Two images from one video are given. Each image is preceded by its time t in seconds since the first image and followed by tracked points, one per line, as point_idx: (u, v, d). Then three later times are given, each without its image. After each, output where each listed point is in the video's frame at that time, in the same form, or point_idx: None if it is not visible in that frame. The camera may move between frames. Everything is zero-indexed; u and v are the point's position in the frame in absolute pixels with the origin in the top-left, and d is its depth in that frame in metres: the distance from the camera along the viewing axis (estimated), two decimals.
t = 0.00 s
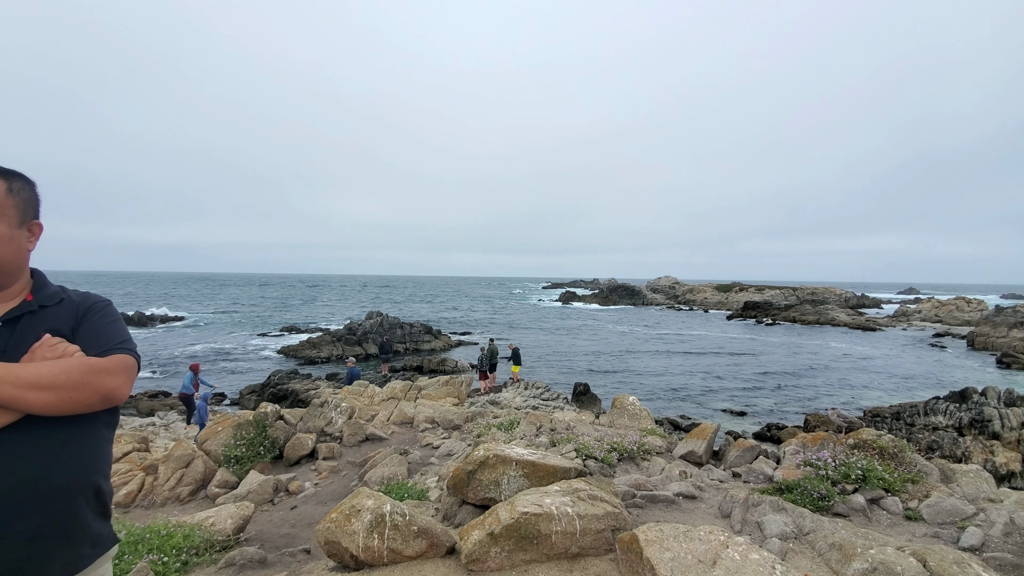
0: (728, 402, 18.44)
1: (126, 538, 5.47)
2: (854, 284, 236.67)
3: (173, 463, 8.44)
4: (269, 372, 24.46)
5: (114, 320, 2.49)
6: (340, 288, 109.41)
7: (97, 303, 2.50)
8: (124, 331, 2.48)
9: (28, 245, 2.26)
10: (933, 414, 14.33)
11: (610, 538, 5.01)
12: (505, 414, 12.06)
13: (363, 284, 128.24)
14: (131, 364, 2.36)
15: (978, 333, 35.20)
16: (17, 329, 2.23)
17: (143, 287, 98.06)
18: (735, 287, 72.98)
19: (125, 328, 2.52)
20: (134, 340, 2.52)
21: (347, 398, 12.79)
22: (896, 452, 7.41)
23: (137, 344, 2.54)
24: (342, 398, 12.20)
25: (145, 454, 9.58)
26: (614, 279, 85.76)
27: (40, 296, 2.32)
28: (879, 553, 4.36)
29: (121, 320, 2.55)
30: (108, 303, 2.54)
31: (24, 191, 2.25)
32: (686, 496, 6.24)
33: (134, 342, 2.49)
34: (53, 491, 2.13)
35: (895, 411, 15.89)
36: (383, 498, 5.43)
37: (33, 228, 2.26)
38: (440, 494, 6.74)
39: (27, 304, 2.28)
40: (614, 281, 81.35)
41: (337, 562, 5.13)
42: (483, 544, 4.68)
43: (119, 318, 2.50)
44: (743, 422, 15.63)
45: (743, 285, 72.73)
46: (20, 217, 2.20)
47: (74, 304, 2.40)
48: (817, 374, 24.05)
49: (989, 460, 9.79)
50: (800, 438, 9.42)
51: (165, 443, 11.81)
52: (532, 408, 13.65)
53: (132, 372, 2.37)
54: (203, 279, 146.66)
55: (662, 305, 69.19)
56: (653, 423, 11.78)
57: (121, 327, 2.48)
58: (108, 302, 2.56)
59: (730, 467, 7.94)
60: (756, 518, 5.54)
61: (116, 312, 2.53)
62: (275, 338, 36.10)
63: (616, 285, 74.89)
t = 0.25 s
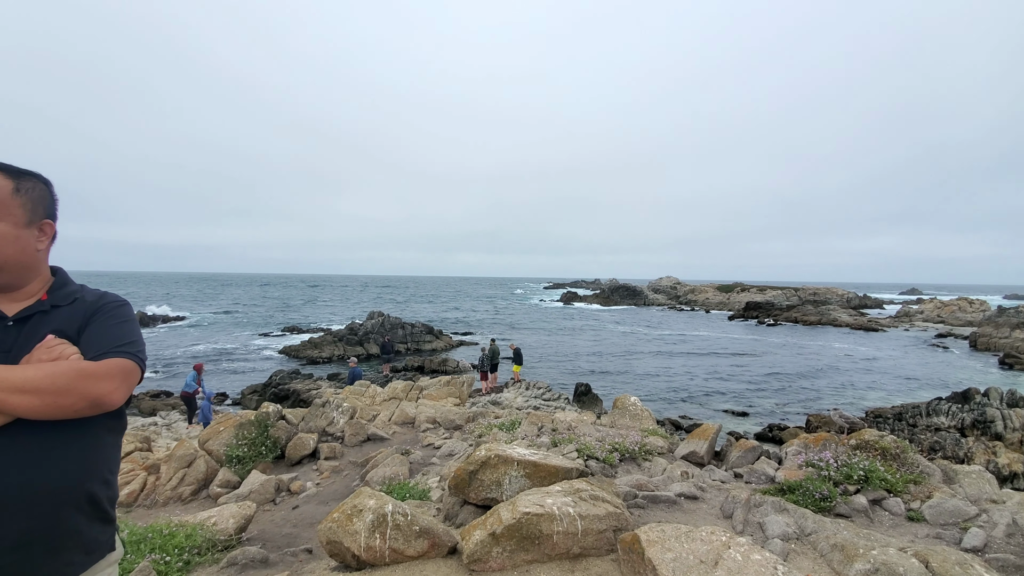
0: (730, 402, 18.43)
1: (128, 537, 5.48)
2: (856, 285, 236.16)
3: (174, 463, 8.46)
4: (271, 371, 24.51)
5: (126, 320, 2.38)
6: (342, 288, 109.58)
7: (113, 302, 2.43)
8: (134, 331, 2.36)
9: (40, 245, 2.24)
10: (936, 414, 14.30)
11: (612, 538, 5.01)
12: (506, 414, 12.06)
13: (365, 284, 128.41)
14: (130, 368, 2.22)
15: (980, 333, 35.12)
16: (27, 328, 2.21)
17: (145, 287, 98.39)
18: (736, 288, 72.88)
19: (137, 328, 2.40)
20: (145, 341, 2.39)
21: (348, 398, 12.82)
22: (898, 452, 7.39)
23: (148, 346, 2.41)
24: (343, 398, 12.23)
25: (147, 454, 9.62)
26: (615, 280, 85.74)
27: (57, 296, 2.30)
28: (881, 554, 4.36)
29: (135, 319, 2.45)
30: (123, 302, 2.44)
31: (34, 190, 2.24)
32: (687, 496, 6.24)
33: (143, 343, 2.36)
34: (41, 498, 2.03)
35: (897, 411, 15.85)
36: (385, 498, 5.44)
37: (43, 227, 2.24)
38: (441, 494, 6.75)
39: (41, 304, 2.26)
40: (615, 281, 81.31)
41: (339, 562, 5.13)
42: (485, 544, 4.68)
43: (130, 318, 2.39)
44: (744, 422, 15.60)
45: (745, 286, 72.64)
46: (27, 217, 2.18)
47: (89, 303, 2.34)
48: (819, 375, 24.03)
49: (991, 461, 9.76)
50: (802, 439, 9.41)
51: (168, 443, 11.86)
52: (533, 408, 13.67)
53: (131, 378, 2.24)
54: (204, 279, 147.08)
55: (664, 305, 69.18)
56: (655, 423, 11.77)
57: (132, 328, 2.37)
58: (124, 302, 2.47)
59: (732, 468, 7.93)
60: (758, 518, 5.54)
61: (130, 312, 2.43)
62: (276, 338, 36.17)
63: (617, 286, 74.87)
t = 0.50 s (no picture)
0: (732, 402, 18.40)
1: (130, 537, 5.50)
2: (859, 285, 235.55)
3: (177, 463, 8.49)
4: (273, 372, 24.56)
5: (133, 325, 2.34)
6: (344, 288, 109.63)
7: (123, 305, 2.40)
8: (138, 337, 2.31)
9: (48, 246, 2.23)
10: (939, 415, 14.26)
11: (613, 539, 5.01)
12: (508, 415, 12.06)
13: (367, 285, 128.51)
14: (122, 377, 2.16)
15: (984, 334, 34.99)
16: (33, 329, 2.21)
17: (148, 287, 98.64)
18: (738, 288, 72.74)
19: (142, 333, 2.35)
20: (148, 348, 2.33)
21: (350, 398, 12.83)
22: (901, 453, 7.37)
23: (152, 353, 2.36)
24: (346, 398, 12.24)
25: (150, 453, 9.65)
26: (617, 280, 85.61)
27: (68, 296, 2.30)
28: (884, 555, 4.35)
29: (142, 324, 2.40)
30: (133, 306, 2.41)
31: (43, 192, 2.24)
32: (689, 497, 6.23)
33: (144, 351, 2.30)
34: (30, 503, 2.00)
35: (900, 412, 15.81)
36: (387, 498, 5.45)
37: (52, 229, 2.23)
38: (443, 494, 6.75)
39: (50, 305, 2.26)
40: (617, 281, 81.23)
41: (341, 562, 5.14)
42: (487, 544, 4.68)
43: (136, 323, 2.34)
44: (747, 423, 15.57)
45: (747, 286, 72.52)
46: (33, 218, 2.17)
47: (97, 304, 2.31)
48: (821, 376, 23.95)
49: (994, 462, 9.73)
50: (805, 439, 9.40)
51: (170, 443, 11.89)
52: (535, 409, 13.67)
53: (123, 388, 2.18)
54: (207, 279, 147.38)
55: (666, 306, 69.07)
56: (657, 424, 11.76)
57: (137, 333, 2.32)
58: (135, 305, 2.43)
59: (734, 469, 7.92)
60: (760, 519, 5.53)
61: (138, 317, 2.39)
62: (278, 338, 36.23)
63: (619, 286, 74.79)
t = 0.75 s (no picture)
0: (734, 403, 18.38)
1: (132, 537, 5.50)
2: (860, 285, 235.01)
3: (179, 463, 8.50)
4: (275, 372, 24.59)
5: (137, 328, 2.32)
6: (345, 289, 109.67)
7: (127, 307, 2.37)
8: (138, 341, 2.27)
9: (51, 246, 2.22)
10: (941, 415, 14.23)
11: (615, 539, 5.00)
12: (509, 415, 12.07)
13: (367, 285, 128.67)
14: (113, 384, 2.11)
15: (986, 334, 34.89)
16: (36, 330, 2.22)
17: (150, 288, 98.76)
18: (740, 288, 72.69)
19: (144, 336, 2.31)
20: (149, 352, 2.28)
21: (352, 398, 12.83)
22: (903, 454, 7.36)
23: (152, 358, 2.31)
24: (347, 398, 12.25)
25: (151, 454, 9.68)
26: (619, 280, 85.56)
27: (73, 297, 2.30)
28: (887, 556, 4.33)
29: (145, 327, 2.37)
30: (137, 309, 2.38)
31: (49, 192, 2.24)
32: (691, 497, 6.22)
33: (144, 355, 2.26)
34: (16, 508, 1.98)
35: (902, 413, 15.78)
36: (388, 498, 5.45)
37: (53, 230, 2.22)
38: (445, 495, 6.75)
39: (54, 307, 2.27)
40: (618, 282, 81.22)
41: (343, 562, 5.14)
42: (488, 544, 4.68)
43: (138, 326, 2.30)
44: (748, 424, 15.55)
45: (749, 287, 72.43)
46: (34, 218, 2.17)
47: (99, 306, 2.29)
48: (823, 377, 23.90)
49: (997, 463, 9.70)
50: (807, 440, 9.39)
51: (172, 443, 11.91)
52: (536, 409, 13.67)
53: (115, 395, 2.14)
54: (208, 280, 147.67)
55: (667, 306, 69.02)
56: (659, 425, 11.75)
57: (139, 337, 2.29)
58: (139, 308, 2.40)
59: (735, 469, 7.91)
60: (762, 520, 5.52)
61: (141, 320, 2.36)
62: (280, 338, 36.26)
63: (620, 287, 74.74)
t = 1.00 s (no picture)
0: (735, 404, 18.36)
1: (134, 538, 5.51)
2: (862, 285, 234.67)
3: (181, 463, 8.51)
4: (276, 372, 24.63)
5: (132, 330, 2.27)
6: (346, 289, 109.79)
7: (125, 307, 2.34)
8: (132, 342, 2.23)
9: (41, 246, 2.21)
10: (943, 416, 14.20)
11: (617, 540, 4.99)
12: (511, 415, 12.08)
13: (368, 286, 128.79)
14: (100, 387, 2.07)
15: (989, 334, 34.82)
16: (32, 330, 2.23)
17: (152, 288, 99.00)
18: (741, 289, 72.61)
19: (138, 338, 2.27)
20: (141, 354, 2.23)
21: (353, 399, 12.85)
22: (906, 455, 7.34)
23: (146, 360, 2.27)
24: (348, 399, 12.26)
25: (153, 454, 9.70)
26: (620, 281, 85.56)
27: (71, 297, 2.30)
28: (889, 557, 4.32)
29: (143, 329, 2.33)
30: (133, 310, 2.33)
31: (39, 191, 2.23)
32: (693, 498, 6.22)
33: (135, 357, 2.21)
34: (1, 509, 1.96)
35: (905, 413, 15.75)
36: (390, 499, 5.45)
37: (42, 229, 2.21)
38: (446, 495, 6.75)
39: (51, 307, 2.27)
40: (619, 282, 81.19)
41: (344, 563, 5.14)
42: (490, 545, 4.68)
43: (132, 328, 2.26)
44: (750, 424, 15.54)
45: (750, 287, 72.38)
46: (22, 217, 2.16)
47: (94, 307, 2.27)
48: (825, 377, 23.87)
49: (999, 463, 9.68)
50: (809, 441, 9.38)
51: (173, 444, 11.94)
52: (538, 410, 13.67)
53: (104, 399, 2.11)
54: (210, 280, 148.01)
55: (669, 306, 68.99)
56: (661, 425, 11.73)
57: (132, 338, 2.24)
58: (135, 308, 2.36)
59: (737, 470, 7.90)
60: (764, 521, 5.51)
61: (138, 321, 2.32)
62: (281, 338, 36.31)
63: (621, 287, 74.72)
